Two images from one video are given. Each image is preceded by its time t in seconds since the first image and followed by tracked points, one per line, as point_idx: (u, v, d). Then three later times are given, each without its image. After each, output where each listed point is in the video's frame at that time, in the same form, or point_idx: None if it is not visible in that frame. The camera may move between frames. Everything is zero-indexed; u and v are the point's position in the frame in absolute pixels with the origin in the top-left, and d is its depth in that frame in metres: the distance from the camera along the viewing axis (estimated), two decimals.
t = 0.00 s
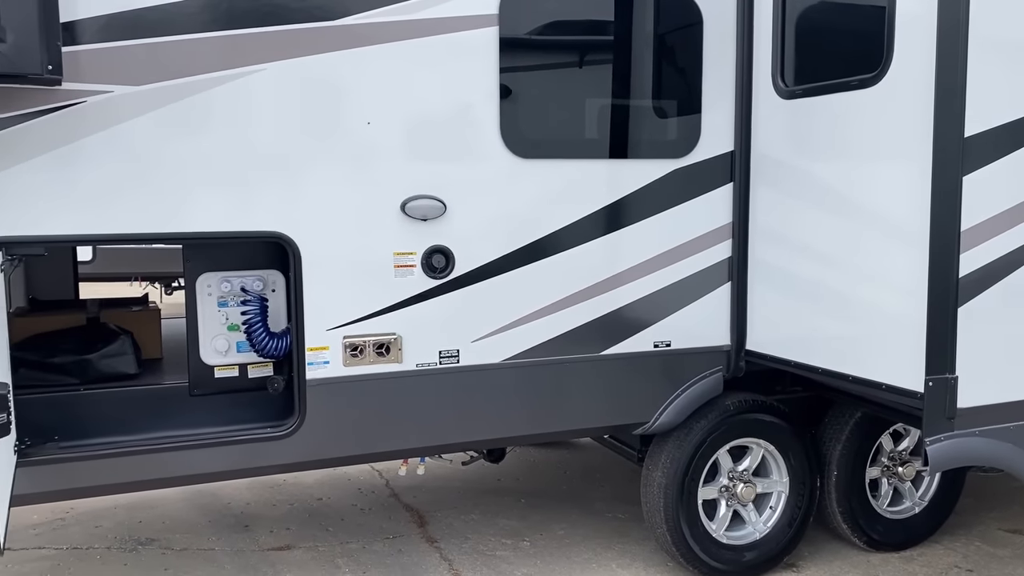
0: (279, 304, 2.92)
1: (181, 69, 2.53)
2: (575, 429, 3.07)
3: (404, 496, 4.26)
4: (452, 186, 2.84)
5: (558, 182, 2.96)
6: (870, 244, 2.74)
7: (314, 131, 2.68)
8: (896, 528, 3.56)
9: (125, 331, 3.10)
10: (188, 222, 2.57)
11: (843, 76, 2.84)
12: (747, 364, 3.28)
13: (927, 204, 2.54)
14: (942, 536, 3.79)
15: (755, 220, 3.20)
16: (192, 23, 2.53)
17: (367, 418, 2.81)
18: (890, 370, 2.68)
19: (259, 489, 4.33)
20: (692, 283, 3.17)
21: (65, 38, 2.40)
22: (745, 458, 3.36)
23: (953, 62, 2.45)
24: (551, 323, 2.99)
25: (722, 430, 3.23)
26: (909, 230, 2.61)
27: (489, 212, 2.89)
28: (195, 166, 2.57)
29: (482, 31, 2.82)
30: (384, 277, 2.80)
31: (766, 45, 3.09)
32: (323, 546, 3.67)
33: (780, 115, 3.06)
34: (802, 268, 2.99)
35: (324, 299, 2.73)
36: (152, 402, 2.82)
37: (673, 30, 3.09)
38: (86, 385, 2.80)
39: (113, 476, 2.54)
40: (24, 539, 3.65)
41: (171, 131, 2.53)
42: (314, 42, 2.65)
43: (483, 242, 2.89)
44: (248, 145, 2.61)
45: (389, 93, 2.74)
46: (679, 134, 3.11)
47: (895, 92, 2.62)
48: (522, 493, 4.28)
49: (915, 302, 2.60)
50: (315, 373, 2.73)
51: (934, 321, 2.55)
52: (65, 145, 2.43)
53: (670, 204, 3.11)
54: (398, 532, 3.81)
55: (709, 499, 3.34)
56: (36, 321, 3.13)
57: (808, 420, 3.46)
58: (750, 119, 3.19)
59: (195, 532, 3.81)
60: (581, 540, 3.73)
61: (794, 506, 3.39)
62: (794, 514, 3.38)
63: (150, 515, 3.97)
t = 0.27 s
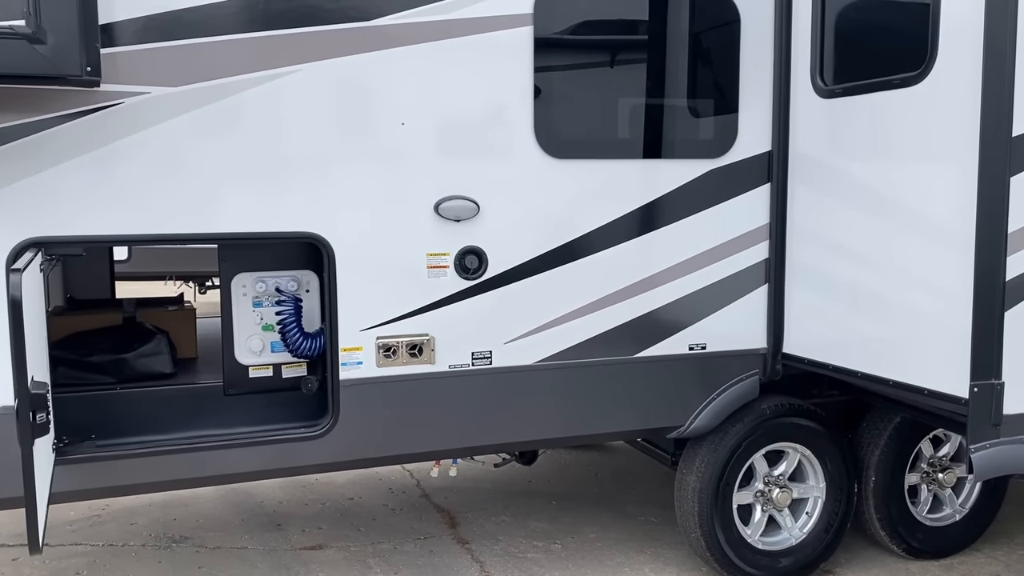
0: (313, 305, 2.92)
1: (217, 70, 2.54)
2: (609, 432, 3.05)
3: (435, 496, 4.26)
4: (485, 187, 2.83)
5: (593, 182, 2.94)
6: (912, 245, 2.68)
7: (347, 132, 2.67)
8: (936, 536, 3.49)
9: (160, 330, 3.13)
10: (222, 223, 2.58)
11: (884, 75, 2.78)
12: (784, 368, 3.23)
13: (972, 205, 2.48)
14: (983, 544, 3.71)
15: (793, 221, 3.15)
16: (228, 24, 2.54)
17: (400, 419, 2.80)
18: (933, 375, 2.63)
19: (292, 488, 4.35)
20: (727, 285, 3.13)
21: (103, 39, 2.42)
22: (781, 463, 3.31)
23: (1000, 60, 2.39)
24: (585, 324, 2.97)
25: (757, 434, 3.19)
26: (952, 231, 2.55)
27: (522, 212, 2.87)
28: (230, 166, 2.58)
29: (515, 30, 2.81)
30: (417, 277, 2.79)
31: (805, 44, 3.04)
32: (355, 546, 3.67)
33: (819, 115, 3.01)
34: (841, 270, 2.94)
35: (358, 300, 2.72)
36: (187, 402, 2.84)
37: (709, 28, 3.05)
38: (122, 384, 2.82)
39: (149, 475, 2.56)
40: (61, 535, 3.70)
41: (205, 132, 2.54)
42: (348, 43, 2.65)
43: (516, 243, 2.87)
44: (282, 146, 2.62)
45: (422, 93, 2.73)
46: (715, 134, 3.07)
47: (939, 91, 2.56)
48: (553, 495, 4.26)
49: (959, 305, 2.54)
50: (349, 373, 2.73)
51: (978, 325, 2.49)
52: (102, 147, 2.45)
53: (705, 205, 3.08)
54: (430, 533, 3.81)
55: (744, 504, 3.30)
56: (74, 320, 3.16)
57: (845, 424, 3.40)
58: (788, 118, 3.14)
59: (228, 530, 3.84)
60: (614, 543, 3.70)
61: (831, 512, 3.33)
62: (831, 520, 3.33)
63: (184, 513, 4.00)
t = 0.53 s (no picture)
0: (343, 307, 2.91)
1: (248, 71, 2.53)
2: (639, 438, 3.01)
3: (462, 499, 4.24)
4: (516, 188, 2.80)
5: (625, 185, 2.90)
6: (953, 250, 2.62)
7: (376, 133, 2.66)
8: (974, 547, 3.41)
9: (191, 331, 3.13)
10: (252, 224, 2.58)
11: (925, 75, 2.72)
12: (819, 374, 3.17)
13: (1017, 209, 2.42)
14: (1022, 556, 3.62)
15: (829, 224, 3.09)
16: (260, 25, 2.54)
17: (429, 422, 2.78)
18: (975, 383, 2.56)
19: (319, 489, 4.35)
20: (761, 289, 3.08)
21: (136, 41, 2.42)
22: (814, 471, 3.25)
23: None
24: (616, 328, 2.93)
25: (790, 441, 3.13)
26: (995, 236, 2.49)
27: (553, 215, 2.84)
28: (260, 168, 2.57)
29: (547, 31, 2.78)
30: (447, 280, 2.77)
31: (842, 44, 2.99)
32: (382, 549, 3.66)
33: (856, 116, 2.95)
34: (877, 275, 2.88)
35: (387, 302, 2.71)
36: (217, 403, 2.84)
37: (743, 28, 3.00)
38: (152, 385, 2.82)
39: (179, 476, 2.56)
40: (91, 534, 3.72)
41: (234, 133, 2.54)
42: (380, 43, 2.63)
43: (547, 246, 2.84)
44: (311, 147, 2.61)
45: (453, 94, 2.71)
46: (749, 136, 3.02)
47: (983, 91, 2.50)
48: (581, 500, 4.23)
49: (1002, 311, 2.48)
50: (378, 376, 2.71)
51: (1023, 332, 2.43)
52: (132, 148, 2.45)
53: (739, 208, 3.03)
54: (457, 536, 3.79)
55: (777, 512, 3.24)
56: (105, 321, 3.17)
57: (881, 431, 3.33)
58: (824, 119, 3.09)
59: (256, 531, 3.84)
60: (642, 549, 3.66)
61: (865, 521, 3.27)
62: (865, 529, 3.26)
63: (213, 513, 4.01)
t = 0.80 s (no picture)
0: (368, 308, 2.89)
1: (275, 71, 2.52)
2: (667, 443, 2.97)
3: (485, 502, 4.21)
4: (543, 190, 2.77)
5: (654, 186, 2.86)
6: (991, 254, 2.56)
7: (402, 134, 2.64)
8: (1008, 558, 3.34)
9: (216, 331, 3.12)
10: (276, 225, 2.56)
11: (963, 75, 2.65)
12: (850, 379, 3.11)
13: None
14: None
15: (862, 227, 3.03)
16: (287, 25, 2.52)
17: (454, 426, 2.75)
18: (1014, 391, 2.50)
19: (342, 490, 4.34)
20: (792, 293, 3.03)
21: (164, 41, 2.42)
22: (845, 478, 3.19)
23: None
24: (644, 332, 2.89)
25: (820, 448, 3.08)
26: None
27: (581, 217, 2.81)
28: (286, 169, 2.56)
29: (576, 30, 2.75)
30: (473, 282, 2.74)
31: (876, 43, 2.93)
32: (405, 552, 3.64)
33: (890, 117, 2.89)
34: (911, 279, 2.82)
35: (413, 304, 2.69)
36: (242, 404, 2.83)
37: (775, 28, 2.95)
38: (178, 386, 2.82)
39: (204, 478, 2.55)
40: (116, 533, 3.73)
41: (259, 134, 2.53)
42: (407, 43, 2.61)
43: (574, 249, 2.81)
44: (336, 148, 2.59)
45: (480, 95, 2.68)
46: (780, 137, 2.97)
47: None
48: (605, 504, 4.19)
49: None
50: (403, 378, 2.69)
51: None
52: (158, 148, 2.44)
53: (770, 210, 2.98)
54: (480, 540, 3.76)
55: (806, 520, 3.19)
56: (131, 321, 3.17)
57: (913, 439, 3.27)
58: (857, 120, 3.03)
59: (280, 532, 3.83)
60: (667, 555, 3.61)
61: (897, 530, 3.20)
62: (897, 538, 3.21)
63: (236, 513, 4.01)
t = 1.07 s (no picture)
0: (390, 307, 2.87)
1: (297, 68, 2.49)
2: (693, 444, 2.92)
3: (507, 502, 4.18)
4: (568, 187, 2.73)
5: (680, 183, 2.81)
6: None
7: (423, 131, 2.60)
8: None
9: (238, 330, 3.11)
10: (298, 223, 2.54)
11: (999, 68, 2.58)
12: (881, 379, 3.04)
13: None
14: None
15: (894, 223, 2.97)
16: (309, 21, 2.50)
17: (478, 425, 2.72)
18: None
19: (363, 489, 4.33)
20: (821, 291, 2.97)
21: (185, 37, 2.40)
22: (875, 480, 3.13)
23: None
24: (670, 331, 2.85)
25: (849, 449, 3.02)
26: None
27: (606, 214, 2.77)
28: (308, 167, 2.53)
29: (601, 24, 2.70)
30: (496, 280, 2.71)
31: (908, 36, 2.86)
32: (427, 552, 3.61)
33: (923, 110, 2.83)
34: (945, 277, 2.76)
35: (436, 303, 2.65)
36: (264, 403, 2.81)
37: (804, 21, 2.89)
38: (200, 384, 2.80)
39: (226, 477, 2.53)
40: (139, 531, 3.73)
41: (281, 132, 2.50)
42: (429, 38, 2.58)
43: (599, 246, 2.77)
44: (357, 146, 2.56)
45: (504, 91, 2.65)
46: (809, 132, 2.92)
47: None
48: (629, 504, 4.14)
49: None
50: (426, 377, 2.66)
51: None
52: (180, 146, 2.43)
53: (799, 207, 2.93)
54: (502, 540, 3.73)
55: (835, 522, 3.13)
56: (154, 319, 3.16)
57: (946, 440, 3.20)
58: (889, 115, 2.97)
59: (301, 531, 3.82)
60: (692, 557, 3.57)
61: (929, 533, 3.14)
62: (928, 541, 3.14)
63: (258, 512, 4.00)
